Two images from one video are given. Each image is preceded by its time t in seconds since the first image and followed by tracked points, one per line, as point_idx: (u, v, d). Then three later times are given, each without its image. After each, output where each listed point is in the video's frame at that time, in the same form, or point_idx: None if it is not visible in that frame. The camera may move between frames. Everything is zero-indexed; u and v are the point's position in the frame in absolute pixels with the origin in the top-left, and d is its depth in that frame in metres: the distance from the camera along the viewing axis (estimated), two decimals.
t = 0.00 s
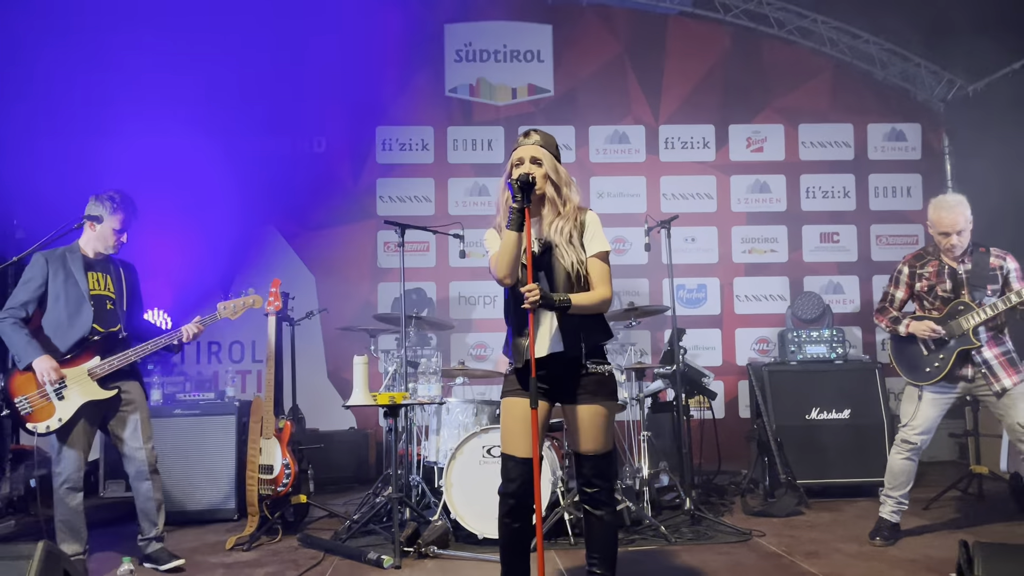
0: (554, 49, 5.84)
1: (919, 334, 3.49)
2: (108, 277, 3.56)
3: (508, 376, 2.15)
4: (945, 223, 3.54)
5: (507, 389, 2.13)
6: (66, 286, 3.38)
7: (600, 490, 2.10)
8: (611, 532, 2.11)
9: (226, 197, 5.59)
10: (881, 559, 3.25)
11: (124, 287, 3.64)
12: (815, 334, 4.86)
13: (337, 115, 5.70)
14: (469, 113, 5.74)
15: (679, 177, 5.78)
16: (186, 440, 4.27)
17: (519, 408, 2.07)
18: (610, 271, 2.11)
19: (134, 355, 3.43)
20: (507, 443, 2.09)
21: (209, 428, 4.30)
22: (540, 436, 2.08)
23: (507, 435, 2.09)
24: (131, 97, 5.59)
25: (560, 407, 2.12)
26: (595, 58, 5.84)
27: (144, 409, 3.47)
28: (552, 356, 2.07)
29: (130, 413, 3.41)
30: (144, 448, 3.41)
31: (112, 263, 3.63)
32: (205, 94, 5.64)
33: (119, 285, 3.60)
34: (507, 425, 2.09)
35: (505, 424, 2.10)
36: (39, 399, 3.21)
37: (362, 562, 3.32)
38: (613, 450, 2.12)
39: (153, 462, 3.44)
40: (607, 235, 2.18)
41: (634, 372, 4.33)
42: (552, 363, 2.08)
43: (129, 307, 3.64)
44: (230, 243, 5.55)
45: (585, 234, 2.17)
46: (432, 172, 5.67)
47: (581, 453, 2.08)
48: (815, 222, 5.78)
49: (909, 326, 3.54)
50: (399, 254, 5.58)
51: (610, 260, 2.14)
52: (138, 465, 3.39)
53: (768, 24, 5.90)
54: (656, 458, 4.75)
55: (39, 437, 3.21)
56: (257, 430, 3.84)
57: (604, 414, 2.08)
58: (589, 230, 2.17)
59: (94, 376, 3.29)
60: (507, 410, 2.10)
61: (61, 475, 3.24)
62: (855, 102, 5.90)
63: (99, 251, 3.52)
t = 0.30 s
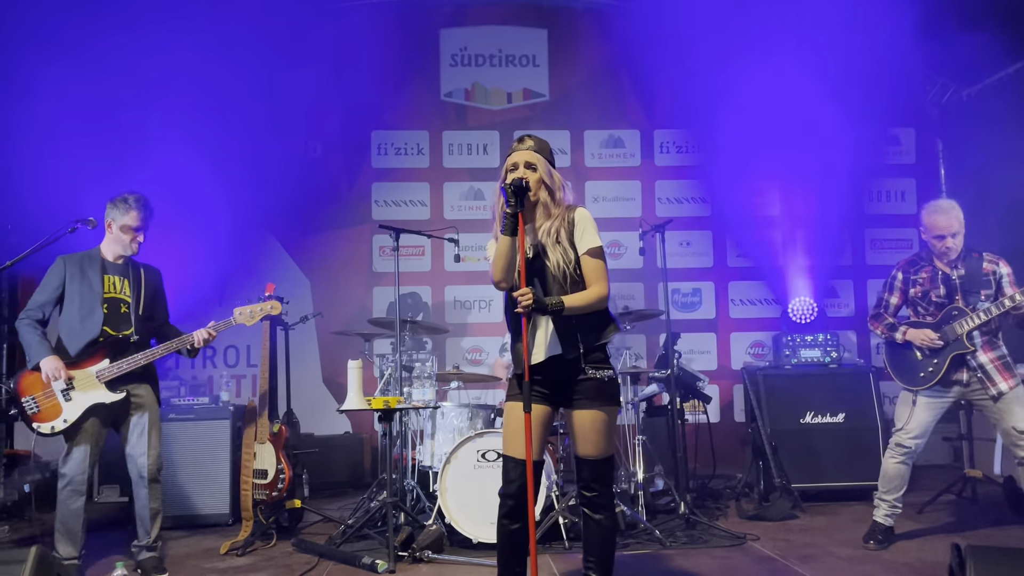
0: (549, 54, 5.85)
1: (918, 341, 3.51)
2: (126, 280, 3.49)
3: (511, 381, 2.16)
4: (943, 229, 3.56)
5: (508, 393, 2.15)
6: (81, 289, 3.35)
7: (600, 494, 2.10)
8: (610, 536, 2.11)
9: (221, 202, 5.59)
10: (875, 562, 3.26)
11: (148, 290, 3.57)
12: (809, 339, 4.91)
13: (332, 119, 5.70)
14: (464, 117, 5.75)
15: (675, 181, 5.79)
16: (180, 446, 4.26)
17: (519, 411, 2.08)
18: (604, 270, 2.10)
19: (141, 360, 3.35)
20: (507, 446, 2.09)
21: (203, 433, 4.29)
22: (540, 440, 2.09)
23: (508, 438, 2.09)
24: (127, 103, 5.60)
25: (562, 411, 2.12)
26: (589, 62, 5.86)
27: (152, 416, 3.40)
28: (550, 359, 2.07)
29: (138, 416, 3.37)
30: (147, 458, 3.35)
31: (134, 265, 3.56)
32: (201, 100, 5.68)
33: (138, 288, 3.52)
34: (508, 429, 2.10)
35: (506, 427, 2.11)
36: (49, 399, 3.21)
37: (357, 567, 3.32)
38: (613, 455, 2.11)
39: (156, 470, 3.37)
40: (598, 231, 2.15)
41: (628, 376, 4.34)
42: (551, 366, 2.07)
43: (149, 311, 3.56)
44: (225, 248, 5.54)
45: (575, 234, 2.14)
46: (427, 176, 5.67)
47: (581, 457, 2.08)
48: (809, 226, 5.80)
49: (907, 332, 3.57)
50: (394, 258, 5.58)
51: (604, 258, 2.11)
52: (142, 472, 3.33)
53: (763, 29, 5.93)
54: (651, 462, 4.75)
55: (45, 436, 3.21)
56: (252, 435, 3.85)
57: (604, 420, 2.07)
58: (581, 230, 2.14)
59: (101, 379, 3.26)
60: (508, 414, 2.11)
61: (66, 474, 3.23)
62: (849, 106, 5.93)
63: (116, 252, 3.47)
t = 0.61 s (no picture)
0: (544, 56, 5.87)
1: (911, 344, 3.53)
2: (141, 280, 3.46)
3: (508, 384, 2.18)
4: (926, 233, 3.61)
5: (506, 394, 2.16)
6: (96, 288, 3.37)
7: (596, 495, 2.10)
8: (605, 537, 2.11)
9: (217, 203, 5.59)
10: (869, 564, 3.27)
11: (165, 290, 3.53)
12: (804, 340, 4.96)
13: (328, 120, 5.71)
14: (460, 120, 5.76)
15: (670, 184, 5.81)
16: (175, 449, 4.25)
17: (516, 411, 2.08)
18: (599, 268, 2.10)
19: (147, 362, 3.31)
20: (505, 447, 2.10)
21: (198, 436, 4.28)
22: (538, 441, 2.09)
23: (506, 439, 2.10)
24: (122, 105, 5.60)
25: (560, 413, 2.12)
26: (584, 65, 5.88)
27: (162, 416, 3.39)
28: (548, 360, 2.07)
29: (145, 415, 3.35)
30: (156, 456, 3.35)
31: (157, 265, 3.55)
32: (197, 102, 5.66)
33: (153, 288, 3.48)
34: (506, 430, 2.11)
35: (503, 427, 2.12)
36: (60, 398, 3.19)
37: (352, 569, 3.31)
38: (609, 456, 2.11)
39: (159, 472, 3.37)
40: (592, 231, 2.16)
41: (624, 378, 4.35)
42: (549, 367, 2.08)
43: (165, 312, 3.52)
44: (220, 250, 5.54)
45: (569, 234, 2.15)
46: (423, 178, 5.68)
47: (578, 458, 2.08)
48: (804, 229, 5.82)
49: (900, 334, 3.59)
50: (390, 260, 5.58)
51: (599, 257, 2.10)
52: (145, 474, 3.33)
53: (758, 32, 5.95)
54: (647, 464, 4.76)
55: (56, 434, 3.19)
56: (247, 437, 3.82)
57: (601, 422, 2.07)
58: (575, 230, 2.14)
59: (109, 378, 3.24)
60: (506, 416, 2.14)
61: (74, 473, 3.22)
62: (843, 108, 5.96)
63: (138, 254, 3.47)
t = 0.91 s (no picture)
0: (540, 57, 5.87)
1: (901, 343, 3.54)
2: (141, 281, 3.45)
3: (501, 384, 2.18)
4: (916, 232, 3.64)
5: (499, 395, 2.16)
6: (99, 287, 3.42)
7: (590, 495, 2.10)
8: (600, 536, 2.12)
9: (213, 203, 5.58)
10: (863, 564, 3.28)
11: (166, 289, 3.49)
12: (799, 342, 4.97)
13: (323, 120, 5.71)
14: (456, 120, 5.77)
15: (665, 185, 5.82)
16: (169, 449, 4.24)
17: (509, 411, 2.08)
18: (592, 270, 2.12)
19: (135, 363, 3.27)
20: (498, 447, 2.09)
21: (193, 436, 4.28)
22: (532, 441, 2.10)
23: (499, 441, 2.09)
24: (116, 104, 5.58)
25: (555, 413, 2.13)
26: (580, 65, 5.89)
27: (156, 416, 3.36)
28: (540, 361, 2.08)
29: (139, 414, 3.33)
30: (152, 455, 3.34)
31: (161, 266, 3.52)
32: (191, 101, 5.64)
33: (151, 289, 3.44)
34: (498, 432, 2.10)
35: (496, 427, 2.12)
36: (60, 395, 3.25)
37: (346, 569, 3.31)
38: (603, 456, 2.12)
39: (156, 472, 3.35)
40: (587, 234, 2.17)
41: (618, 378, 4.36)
42: (542, 368, 2.08)
43: (164, 314, 3.46)
44: (215, 250, 5.53)
45: (563, 235, 2.15)
46: (418, 179, 5.68)
47: (572, 458, 2.09)
48: (799, 230, 5.84)
49: (891, 333, 3.60)
50: (385, 260, 5.58)
51: (592, 259, 2.14)
52: (144, 473, 3.31)
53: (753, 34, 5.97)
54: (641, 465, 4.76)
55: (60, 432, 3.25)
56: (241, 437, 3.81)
57: (595, 421, 2.07)
58: (569, 231, 2.15)
59: (101, 378, 3.24)
60: (498, 415, 2.12)
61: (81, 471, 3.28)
62: (838, 109, 5.98)
63: (140, 254, 3.48)
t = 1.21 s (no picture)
0: (536, 57, 5.88)
1: (899, 346, 3.53)
2: (128, 281, 3.46)
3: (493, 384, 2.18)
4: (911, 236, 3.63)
5: (492, 397, 2.17)
6: (92, 290, 3.50)
7: (582, 494, 2.11)
8: (592, 536, 2.12)
9: (209, 202, 5.57)
10: (856, 563, 3.29)
11: (151, 288, 3.45)
12: (793, 341, 4.92)
13: (320, 120, 5.70)
14: (452, 120, 5.77)
15: (661, 185, 5.83)
16: (165, 448, 4.24)
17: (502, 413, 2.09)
18: (588, 277, 2.13)
19: (116, 364, 3.29)
20: (491, 448, 2.10)
21: (190, 435, 4.28)
22: (524, 441, 2.09)
23: (492, 441, 2.10)
24: (112, 103, 5.57)
25: (546, 413, 2.13)
26: (577, 66, 5.89)
27: (146, 416, 3.33)
28: (532, 361, 2.08)
29: (130, 413, 3.33)
30: (149, 453, 3.33)
31: (149, 267, 3.49)
32: (187, 99, 5.63)
33: (135, 289, 3.43)
34: (492, 433, 2.11)
35: (488, 429, 2.12)
36: (63, 397, 3.37)
37: (342, 569, 3.32)
38: (594, 455, 2.13)
39: (149, 470, 3.33)
40: (585, 240, 2.18)
41: (614, 378, 4.37)
42: (535, 369, 2.09)
43: (149, 314, 3.42)
44: (211, 250, 5.53)
45: (562, 240, 2.17)
46: (415, 178, 5.68)
47: (564, 458, 2.09)
48: (795, 231, 5.85)
49: (889, 336, 3.59)
50: (381, 260, 5.58)
51: (588, 265, 2.14)
52: (136, 472, 3.30)
53: (749, 35, 5.98)
54: (637, 465, 4.77)
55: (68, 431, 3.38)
56: (237, 436, 3.82)
57: (587, 421, 2.08)
58: (568, 236, 2.17)
59: (90, 379, 3.32)
60: (491, 419, 2.13)
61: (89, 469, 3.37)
62: (834, 110, 5.99)
63: (128, 254, 3.49)
